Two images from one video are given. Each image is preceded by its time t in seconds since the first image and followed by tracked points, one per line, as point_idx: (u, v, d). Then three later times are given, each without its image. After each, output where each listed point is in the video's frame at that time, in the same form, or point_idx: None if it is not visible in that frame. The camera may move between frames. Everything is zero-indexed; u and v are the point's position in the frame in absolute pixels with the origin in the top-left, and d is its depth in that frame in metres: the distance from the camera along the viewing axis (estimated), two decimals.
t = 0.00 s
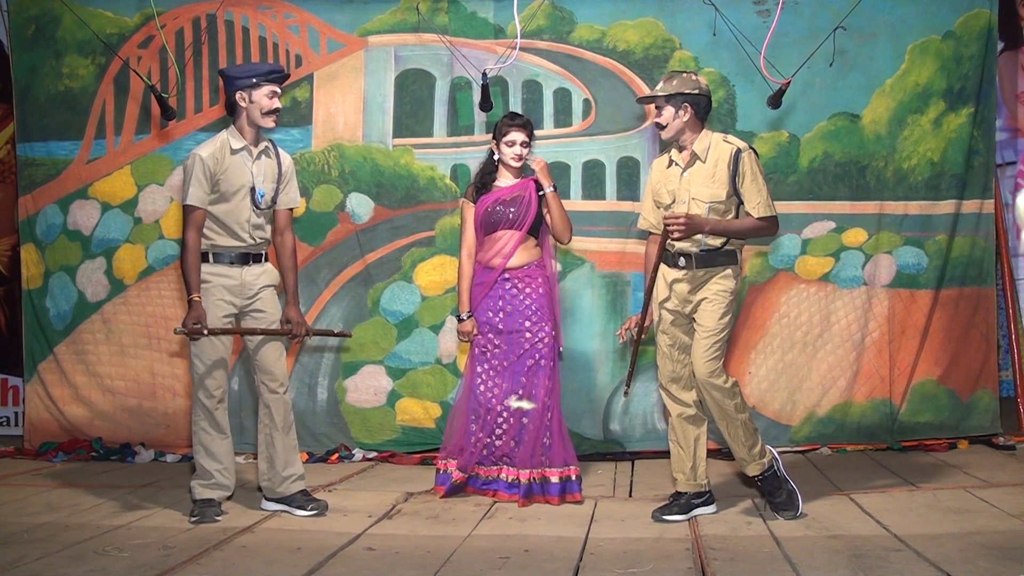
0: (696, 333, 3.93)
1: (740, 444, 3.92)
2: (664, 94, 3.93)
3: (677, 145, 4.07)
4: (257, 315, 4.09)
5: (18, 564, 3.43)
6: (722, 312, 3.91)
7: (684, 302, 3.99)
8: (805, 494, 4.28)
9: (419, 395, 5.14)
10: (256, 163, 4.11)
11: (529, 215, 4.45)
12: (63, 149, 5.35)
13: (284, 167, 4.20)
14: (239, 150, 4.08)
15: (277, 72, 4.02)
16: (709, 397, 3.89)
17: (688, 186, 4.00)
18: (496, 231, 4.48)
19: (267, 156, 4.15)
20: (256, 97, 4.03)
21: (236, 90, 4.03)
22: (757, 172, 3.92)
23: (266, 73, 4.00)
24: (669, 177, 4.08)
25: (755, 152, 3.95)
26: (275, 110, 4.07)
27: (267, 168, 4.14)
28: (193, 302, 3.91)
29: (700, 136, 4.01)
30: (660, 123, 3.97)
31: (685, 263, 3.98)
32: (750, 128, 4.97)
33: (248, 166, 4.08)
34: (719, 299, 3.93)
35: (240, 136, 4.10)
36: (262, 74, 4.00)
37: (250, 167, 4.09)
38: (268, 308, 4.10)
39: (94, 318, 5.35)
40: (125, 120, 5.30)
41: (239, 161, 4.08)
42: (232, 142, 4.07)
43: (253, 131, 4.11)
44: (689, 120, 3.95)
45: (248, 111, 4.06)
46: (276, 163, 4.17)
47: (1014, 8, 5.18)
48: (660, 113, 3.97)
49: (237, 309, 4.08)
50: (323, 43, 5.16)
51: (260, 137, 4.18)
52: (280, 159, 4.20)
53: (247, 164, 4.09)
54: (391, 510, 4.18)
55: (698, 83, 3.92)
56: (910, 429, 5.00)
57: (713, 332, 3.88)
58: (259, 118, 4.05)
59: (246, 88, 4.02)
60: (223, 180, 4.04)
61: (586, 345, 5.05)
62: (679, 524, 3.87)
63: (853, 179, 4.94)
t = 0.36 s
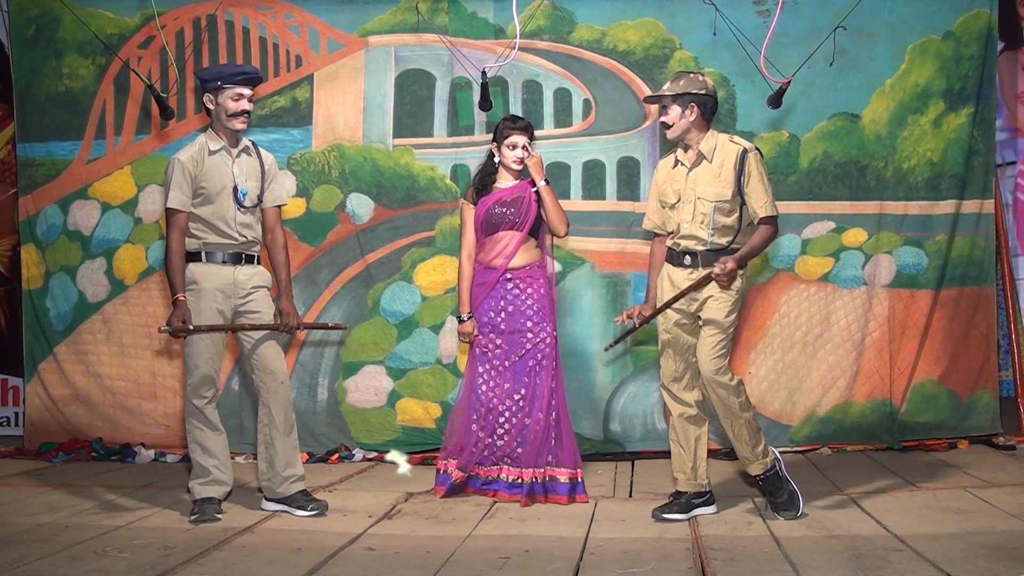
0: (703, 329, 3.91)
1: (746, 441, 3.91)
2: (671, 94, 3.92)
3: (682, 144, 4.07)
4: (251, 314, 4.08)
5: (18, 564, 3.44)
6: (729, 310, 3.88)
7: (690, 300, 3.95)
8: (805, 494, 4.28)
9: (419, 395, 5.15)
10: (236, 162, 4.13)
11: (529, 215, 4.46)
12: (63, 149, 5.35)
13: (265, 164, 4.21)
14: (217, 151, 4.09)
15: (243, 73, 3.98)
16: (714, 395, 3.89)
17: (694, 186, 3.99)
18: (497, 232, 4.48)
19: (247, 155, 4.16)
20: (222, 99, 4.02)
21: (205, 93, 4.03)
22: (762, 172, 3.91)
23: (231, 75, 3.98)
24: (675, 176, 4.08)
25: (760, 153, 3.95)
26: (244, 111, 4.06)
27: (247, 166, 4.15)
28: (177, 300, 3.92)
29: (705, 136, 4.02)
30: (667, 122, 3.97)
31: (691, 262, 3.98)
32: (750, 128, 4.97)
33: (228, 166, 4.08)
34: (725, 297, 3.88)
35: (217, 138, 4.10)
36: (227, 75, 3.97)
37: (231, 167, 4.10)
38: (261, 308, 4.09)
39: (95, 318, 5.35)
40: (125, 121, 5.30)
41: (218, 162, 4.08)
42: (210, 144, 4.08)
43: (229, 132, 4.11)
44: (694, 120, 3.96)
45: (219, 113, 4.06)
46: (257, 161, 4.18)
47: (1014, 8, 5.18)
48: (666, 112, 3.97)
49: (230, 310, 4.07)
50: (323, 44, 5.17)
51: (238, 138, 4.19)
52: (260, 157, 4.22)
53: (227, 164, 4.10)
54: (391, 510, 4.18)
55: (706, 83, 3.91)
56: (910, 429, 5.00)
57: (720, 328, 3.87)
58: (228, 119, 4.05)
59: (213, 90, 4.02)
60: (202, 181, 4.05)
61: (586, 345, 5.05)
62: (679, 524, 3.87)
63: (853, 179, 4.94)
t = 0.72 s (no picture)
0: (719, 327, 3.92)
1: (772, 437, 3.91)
2: (682, 92, 3.92)
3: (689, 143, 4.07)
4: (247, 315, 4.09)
5: (18, 564, 3.44)
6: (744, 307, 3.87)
7: (700, 298, 3.94)
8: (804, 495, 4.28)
9: (418, 395, 5.15)
10: (230, 164, 4.11)
11: (525, 216, 4.45)
12: (62, 150, 5.35)
13: (258, 167, 4.21)
14: (210, 154, 4.07)
15: (237, 74, 3.98)
16: (739, 395, 3.90)
17: (698, 184, 4.00)
18: (494, 233, 4.48)
19: (240, 158, 4.16)
20: (217, 100, 4.01)
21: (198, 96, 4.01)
22: (766, 173, 3.93)
23: (226, 77, 3.97)
24: (682, 174, 4.10)
25: (765, 155, 3.96)
26: (240, 112, 4.04)
27: (241, 168, 4.14)
28: (205, 295, 3.88)
29: (712, 136, 4.02)
30: (676, 120, 3.97)
31: (698, 261, 3.98)
32: (749, 128, 4.97)
33: (222, 169, 4.07)
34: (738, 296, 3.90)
35: (211, 142, 4.09)
36: (221, 78, 3.97)
37: (225, 170, 4.09)
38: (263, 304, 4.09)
39: (94, 319, 5.35)
40: (124, 121, 5.30)
41: (212, 165, 4.07)
42: (203, 147, 4.06)
43: (222, 136, 4.10)
44: (704, 119, 3.96)
45: (212, 116, 4.04)
46: (250, 163, 4.17)
47: (1013, 9, 5.18)
48: (677, 110, 3.96)
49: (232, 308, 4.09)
50: (322, 44, 5.17)
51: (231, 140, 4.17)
52: (254, 159, 4.20)
53: (221, 167, 4.09)
54: (390, 510, 4.18)
55: (716, 82, 3.92)
56: (909, 429, 5.00)
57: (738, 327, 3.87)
58: (223, 121, 4.03)
59: (207, 93, 4.00)
60: (197, 185, 4.04)
61: (586, 345, 5.05)
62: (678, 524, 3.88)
63: (852, 180, 4.94)
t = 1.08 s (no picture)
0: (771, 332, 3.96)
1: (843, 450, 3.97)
2: (731, 100, 3.93)
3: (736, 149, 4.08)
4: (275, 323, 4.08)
5: (18, 564, 3.44)
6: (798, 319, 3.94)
7: (750, 308, 3.96)
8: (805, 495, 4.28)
9: (418, 395, 5.15)
10: (251, 162, 4.15)
11: (520, 218, 4.45)
12: (62, 150, 5.35)
13: (278, 165, 4.25)
14: (231, 153, 4.10)
15: (256, 72, 4.06)
16: (807, 412, 3.95)
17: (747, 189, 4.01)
18: (490, 236, 4.49)
19: (260, 155, 4.20)
20: (238, 100, 4.06)
21: (219, 96, 4.06)
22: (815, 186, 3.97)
23: (245, 76, 4.04)
24: (728, 179, 4.10)
25: (814, 159, 3.99)
26: (259, 110, 4.10)
27: (261, 166, 4.18)
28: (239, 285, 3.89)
29: (761, 142, 4.03)
30: (723, 129, 3.98)
31: (746, 265, 3.99)
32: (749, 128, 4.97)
33: (244, 167, 4.11)
34: (790, 310, 3.94)
35: (232, 141, 4.12)
36: (242, 76, 4.04)
37: (246, 168, 4.13)
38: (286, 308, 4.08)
39: (94, 319, 5.35)
40: (125, 122, 5.30)
41: (234, 164, 4.10)
42: (225, 147, 4.09)
43: (242, 134, 4.14)
44: (753, 127, 3.97)
45: (234, 115, 4.09)
46: (270, 161, 4.22)
47: (1013, 9, 5.18)
48: (723, 118, 3.97)
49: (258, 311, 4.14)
50: (322, 44, 5.17)
51: (250, 138, 4.22)
52: (273, 157, 4.25)
53: (243, 166, 4.12)
54: (391, 510, 4.18)
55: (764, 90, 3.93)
56: (909, 429, 5.01)
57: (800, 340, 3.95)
58: (245, 120, 4.08)
59: (228, 92, 4.05)
60: (221, 185, 4.06)
61: (586, 346, 5.06)
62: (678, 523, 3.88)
63: (852, 180, 4.94)
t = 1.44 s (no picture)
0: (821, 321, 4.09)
1: (849, 448, 4.04)
2: (791, 96, 4.04)
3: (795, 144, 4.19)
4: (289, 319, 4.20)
5: (18, 563, 3.44)
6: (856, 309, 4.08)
7: (808, 301, 4.07)
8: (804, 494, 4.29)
9: (419, 394, 5.15)
10: (285, 166, 4.18)
11: (516, 218, 4.44)
12: (63, 150, 5.35)
13: (312, 170, 4.29)
14: (268, 154, 4.13)
15: (295, 76, 4.09)
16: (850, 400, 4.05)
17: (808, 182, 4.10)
18: (487, 236, 4.48)
19: (296, 160, 4.23)
20: (278, 102, 4.10)
21: (259, 98, 4.09)
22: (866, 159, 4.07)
23: (285, 79, 4.08)
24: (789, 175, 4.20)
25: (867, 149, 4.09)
26: (298, 113, 4.14)
27: (295, 171, 4.22)
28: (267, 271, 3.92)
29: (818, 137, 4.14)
30: (785, 124, 4.09)
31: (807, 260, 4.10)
32: (749, 128, 4.97)
33: (279, 170, 4.14)
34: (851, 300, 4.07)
35: (267, 142, 4.15)
36: (282, 80, 4.07)
37: (281, 171, 4.16)
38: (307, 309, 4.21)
39: (95, 319, 5.35)
40: (125, 121, 5.31)
41: (269, 165, 4.13)
42: (261, 147, 4.12)
43: (279, 136, 4.18)
44: (813, 121, 4.08)
45: (272, 117, 4.13)
46: (305, 167, 4.26)
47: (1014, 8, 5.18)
48: (785, 114, 4.08)
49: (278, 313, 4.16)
50: (322, 44, 5.17)
51: (285, 141, 4.26)
52: (308, 163, 4.28)
53: (277, 168, 4.15)
54: (391, 509, 4.18)
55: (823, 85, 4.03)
56: (909, 428, 5.01)
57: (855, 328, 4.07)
58: (283, 122, 4.12)
59: (268, 95, 4.09)
60: (255, 185, 4.09)
61: (586, 345, 5.06)
62: (679, 523, 3.88)
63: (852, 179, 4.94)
